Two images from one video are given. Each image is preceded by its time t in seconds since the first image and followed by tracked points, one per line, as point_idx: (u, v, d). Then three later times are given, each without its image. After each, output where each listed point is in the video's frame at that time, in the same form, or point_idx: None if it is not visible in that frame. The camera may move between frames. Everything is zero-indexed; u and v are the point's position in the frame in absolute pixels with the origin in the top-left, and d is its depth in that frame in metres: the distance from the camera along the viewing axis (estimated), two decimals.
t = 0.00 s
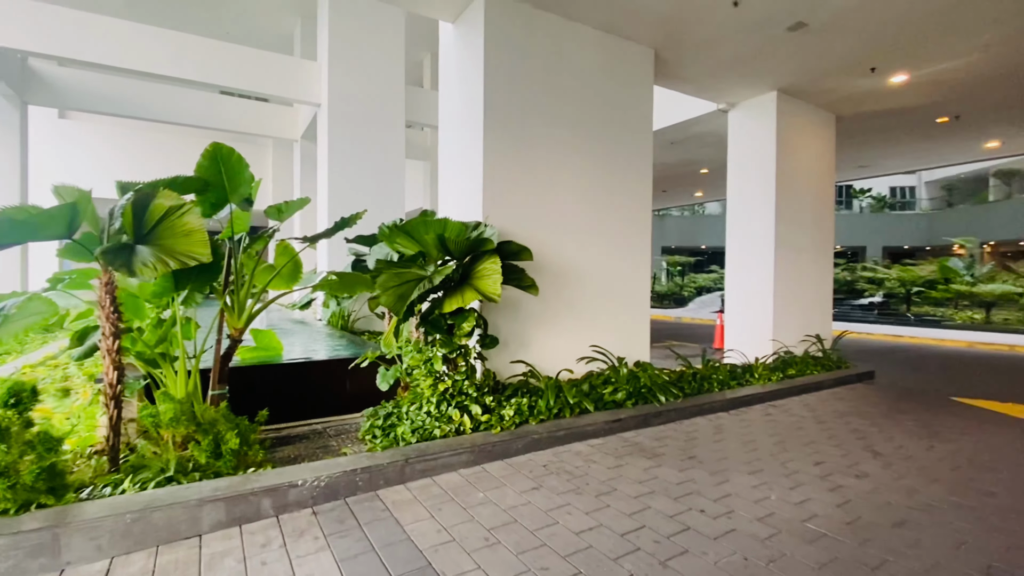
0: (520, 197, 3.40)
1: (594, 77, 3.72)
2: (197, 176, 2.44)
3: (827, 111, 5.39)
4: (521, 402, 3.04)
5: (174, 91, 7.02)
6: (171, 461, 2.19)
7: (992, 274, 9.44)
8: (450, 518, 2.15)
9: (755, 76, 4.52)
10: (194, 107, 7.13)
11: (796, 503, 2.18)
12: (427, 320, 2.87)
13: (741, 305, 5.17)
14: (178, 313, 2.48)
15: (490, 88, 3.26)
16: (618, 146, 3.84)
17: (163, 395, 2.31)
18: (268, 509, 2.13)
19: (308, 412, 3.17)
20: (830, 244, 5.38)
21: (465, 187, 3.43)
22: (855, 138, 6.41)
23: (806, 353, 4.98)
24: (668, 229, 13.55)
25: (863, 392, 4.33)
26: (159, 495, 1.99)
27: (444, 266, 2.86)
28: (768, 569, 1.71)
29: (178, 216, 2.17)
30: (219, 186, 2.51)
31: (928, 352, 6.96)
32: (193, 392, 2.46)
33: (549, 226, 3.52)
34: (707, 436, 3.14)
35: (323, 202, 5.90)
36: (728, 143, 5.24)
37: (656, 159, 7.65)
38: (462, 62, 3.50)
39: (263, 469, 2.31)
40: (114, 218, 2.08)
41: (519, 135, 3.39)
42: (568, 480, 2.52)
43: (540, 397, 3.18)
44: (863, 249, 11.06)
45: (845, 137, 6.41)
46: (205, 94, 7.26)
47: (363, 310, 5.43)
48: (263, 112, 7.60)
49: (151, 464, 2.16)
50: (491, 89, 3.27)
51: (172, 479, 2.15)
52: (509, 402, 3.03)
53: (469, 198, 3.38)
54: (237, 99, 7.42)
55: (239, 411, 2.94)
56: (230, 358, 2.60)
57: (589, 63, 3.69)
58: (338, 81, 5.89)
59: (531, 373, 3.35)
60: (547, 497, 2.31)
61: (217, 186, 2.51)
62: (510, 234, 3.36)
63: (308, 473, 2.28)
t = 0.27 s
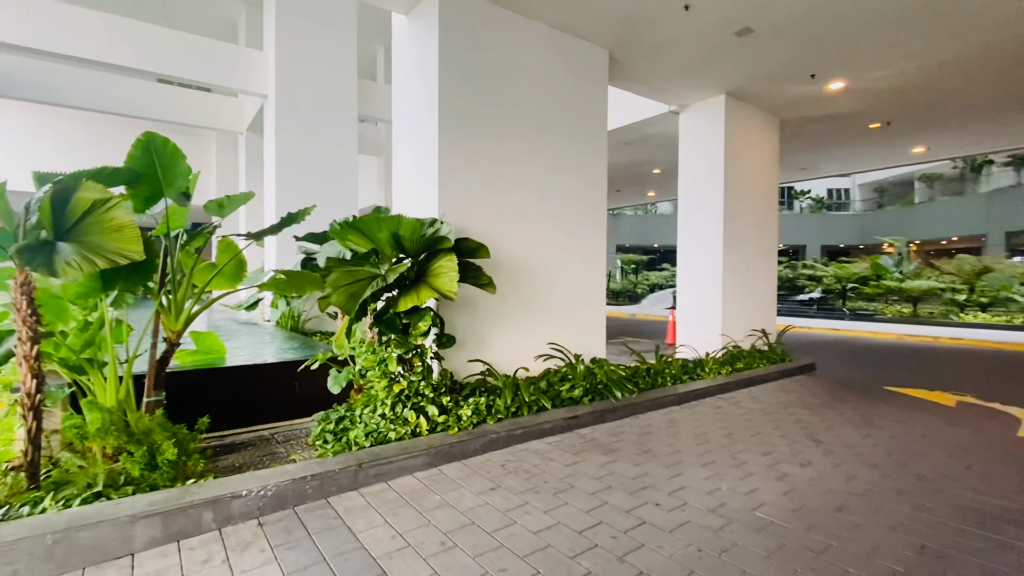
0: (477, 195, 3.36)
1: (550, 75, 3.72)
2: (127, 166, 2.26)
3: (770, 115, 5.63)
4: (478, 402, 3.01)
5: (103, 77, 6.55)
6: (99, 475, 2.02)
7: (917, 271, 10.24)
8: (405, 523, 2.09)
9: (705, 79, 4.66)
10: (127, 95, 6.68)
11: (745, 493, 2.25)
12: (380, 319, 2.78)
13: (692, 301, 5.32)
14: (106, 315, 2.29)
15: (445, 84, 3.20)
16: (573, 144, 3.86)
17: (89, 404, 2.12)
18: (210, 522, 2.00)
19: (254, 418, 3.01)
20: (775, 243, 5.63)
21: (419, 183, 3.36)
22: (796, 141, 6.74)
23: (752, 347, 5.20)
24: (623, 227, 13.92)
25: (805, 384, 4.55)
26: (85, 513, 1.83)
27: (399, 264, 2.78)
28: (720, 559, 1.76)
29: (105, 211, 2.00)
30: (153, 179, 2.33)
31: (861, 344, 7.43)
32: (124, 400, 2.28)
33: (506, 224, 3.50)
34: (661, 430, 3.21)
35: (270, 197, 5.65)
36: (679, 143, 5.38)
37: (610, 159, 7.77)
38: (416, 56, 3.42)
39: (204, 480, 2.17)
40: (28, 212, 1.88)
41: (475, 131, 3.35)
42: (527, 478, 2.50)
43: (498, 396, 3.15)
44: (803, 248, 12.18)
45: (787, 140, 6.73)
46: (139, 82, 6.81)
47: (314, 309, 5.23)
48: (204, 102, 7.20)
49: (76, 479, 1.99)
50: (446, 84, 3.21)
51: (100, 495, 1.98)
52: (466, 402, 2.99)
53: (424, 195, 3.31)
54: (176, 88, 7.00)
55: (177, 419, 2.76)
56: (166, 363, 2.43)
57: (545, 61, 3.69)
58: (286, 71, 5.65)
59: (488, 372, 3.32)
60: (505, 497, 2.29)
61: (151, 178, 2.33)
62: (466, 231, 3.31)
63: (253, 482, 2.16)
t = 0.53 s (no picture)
0: (427, 191, 3.30)
1: (500, 72, 3.70)
2: (37, 155, 2.06)
3: (711, 118, 5.88)
4: (430, 401, 2.96)
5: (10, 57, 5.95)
6: (7, 493, 1.82)
7: (843, 267, 10.89)
8: (354, 529, 2.02)
9: (650, 82, 4.79)
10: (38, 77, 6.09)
11: (691, 483, 2.34)
12: (326, 319, 2.68)
13: (639, 298, 5.48)
14: (13, 316, 2.06)
15: (392, 77, 3.12)
16: (524, 141, 3.87)
17: None
18: (138, 539, 1.85)
19: (187, 425, 2.83)
20: (716, 241, 5.88)
21: (366, 177, 3.26)
22: (734, 144, 7.07)
23: (695, 341, 5.41)
24: (573, 226, 14.29)
25: (743, 375, 4.79)
26: None
27: (345, 261, 2.68)
28: (668, 548, 1.81)
29: (10, 202, 1.80)
30: (69, 167, 2.12)
31: (793, 337, 7.89)
32: (37, 411, 2.08)
33: (456, 221, 3.45)
34: (611, 424, 3.28)
35: (205, 191, 5.33)
36: (626, 144, 5.52)
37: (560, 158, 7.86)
38: (361, 47, 3.31)
39: (130, 494, 2.01)
40: None
41: (424, 126, 3.29)
42: (479, 477, 2.49)
43: (449, 396, 3.11)
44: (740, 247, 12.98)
45: (726, 143, 7.04)
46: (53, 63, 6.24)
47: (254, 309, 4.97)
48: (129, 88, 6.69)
49: None
50: (395, 77, 3.13)
51: (8, 515, 1.79)
52: (417, 402, 2.93)
53: (371, 191, 3.22)
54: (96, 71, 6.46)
55: (99, 429, 2.55)
56: (86, 369, 2.22)
57: (494, 57, 3.67)
58: (221, 57, 5.33)
59: (440, 371, 3.27)
60: (457, 497, 2.26)
61: (68, 167, 2.12)
62: (415, 228, 3.25)
63: (186, 493, 2.02)
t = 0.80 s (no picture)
0: (373, 188, 3.21)
1: (448, 68, 3.66)
2: None
3: (655, 122, 6.07)
4: (377, 403, 2.89)
5: None
6: None
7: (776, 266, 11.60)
8: (297, 538, 1.93)
9: (597, 84, 4.89)
10: None
11: (637, 475, 2.40)
12: (265, 321, 2.55)
13: (587, 296, 5.58)
14: None
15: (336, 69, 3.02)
16: (473, 140, 3.85)
17: None
18: (53, 562, 1.69)
19: (111, 436, 2.63)
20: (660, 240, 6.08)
21: (308, 173, 3.13)
22: (677, 147, 7.35)
23: (641, 337, 5.58)
24: (523, 225, 14.52)
25: (685, 370, 4.98)
26: None
27: (285, 259, 2.56)
28: (615, 540, 1.85)
29: None
30: None
31: (731, 332, 8.30)
32: None
33: (404, 218, 3.38)
34: (560, 420, 3.32)
35: (131, 184, 4.95)
36: (574, 144, 5.61)
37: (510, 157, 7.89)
38: (302, 36, 3.17)
39: (44, 513, 1.83)
40: None
41: (371, 120, 3.20)
42: (429, 479, 2.45)
43: (398, 397, 3.04)
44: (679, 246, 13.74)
45: (669, 146, 7.30)
46: None
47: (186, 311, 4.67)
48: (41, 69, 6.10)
49: None
50: (339, 69, 3.03)
51: None
52: (363, 404, 2.85)
53: (313, 186, 3.10)
54: None
55: (5, 444, 2.32)
56: None
57: (443, 53, 3.63)
58: (148, 39, 4.96)
59: (388, 372, 3.20)
60: (406, 501, 2.22)
61: None
62: (361, 225, 3.15)
63: (110, 509, 1.86)
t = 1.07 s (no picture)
0: (323, 183, 3.11)
1: (401, 63, 3.59)
2: None
3: (608, 123, 6.19)
4: (326, 407, 2.79)
5: None
6: None
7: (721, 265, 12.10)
8: (240, 550, 1.83)
9: (552, 84, 4.93)
10: None
11: (591, 471, 2.44)
12: (204, 322, 2.41)
13: (542, 295, 5.62)
14: None
15: (283, 60, 2.90)
16: (427, 137, 3.78)
17: None
18: None
19: (30, 448, 2.40)
20: (612, 240, 6.21)
21: (251, 167, 2.99)
22: (629, 149, 7.52)
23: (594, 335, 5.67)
24: (478, 223, 14.49)
25: (637, 366, 5.11)
26: None
27: (226, 257, 2.43)
28: (569, 536, 1.87)
29: None
30: None
31: (679, 329, 8.58)
32: None
33: (354, 216, 3.29)
34: (514, 419, 3.33)
35: (52, 175, 4.57)
36: (529, 143, 5.63)
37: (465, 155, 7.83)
38: (246, 23, 3.03)
39: None
40: None
41: (320, 114, 3.09)
42: (381, 483, 2.38)
43: (349, 400, 2.96)
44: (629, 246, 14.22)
45: (621, 148, 7.47)
46: None
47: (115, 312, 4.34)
48: None
49: None
50: (285, 59, 2.91)
51: None
52: (312, 408, 2.75)
53: (257, 181, 2.96)
54: None
55: None
56: None
57: (395, 47, 3.55)
58: (72, 19, 4.59)
59: (337, 374, 3.10)
60: (357, 506, 2.15)
61: None
62: (309, 223, 3.04)
63: (28, 528, 1.70)
